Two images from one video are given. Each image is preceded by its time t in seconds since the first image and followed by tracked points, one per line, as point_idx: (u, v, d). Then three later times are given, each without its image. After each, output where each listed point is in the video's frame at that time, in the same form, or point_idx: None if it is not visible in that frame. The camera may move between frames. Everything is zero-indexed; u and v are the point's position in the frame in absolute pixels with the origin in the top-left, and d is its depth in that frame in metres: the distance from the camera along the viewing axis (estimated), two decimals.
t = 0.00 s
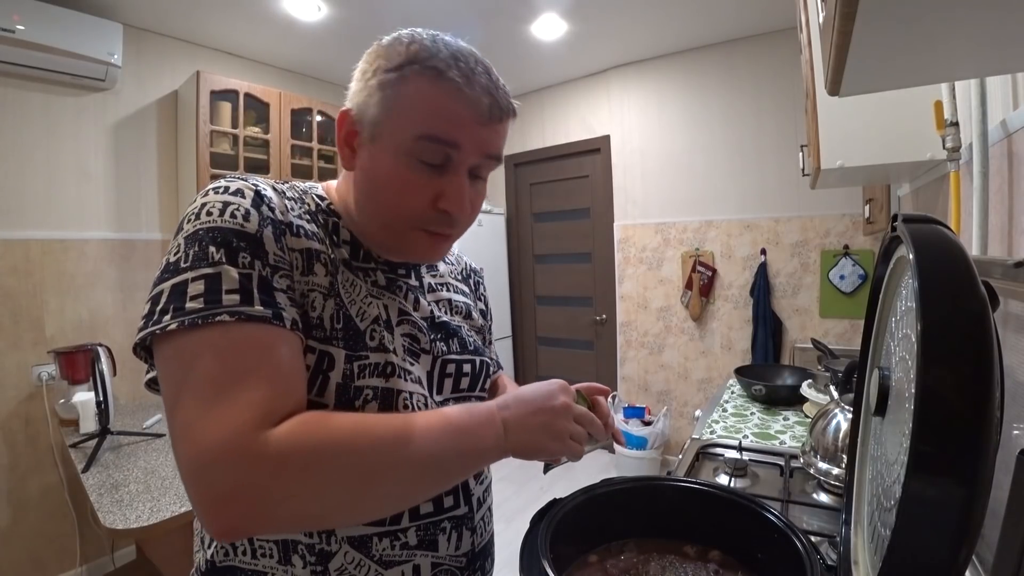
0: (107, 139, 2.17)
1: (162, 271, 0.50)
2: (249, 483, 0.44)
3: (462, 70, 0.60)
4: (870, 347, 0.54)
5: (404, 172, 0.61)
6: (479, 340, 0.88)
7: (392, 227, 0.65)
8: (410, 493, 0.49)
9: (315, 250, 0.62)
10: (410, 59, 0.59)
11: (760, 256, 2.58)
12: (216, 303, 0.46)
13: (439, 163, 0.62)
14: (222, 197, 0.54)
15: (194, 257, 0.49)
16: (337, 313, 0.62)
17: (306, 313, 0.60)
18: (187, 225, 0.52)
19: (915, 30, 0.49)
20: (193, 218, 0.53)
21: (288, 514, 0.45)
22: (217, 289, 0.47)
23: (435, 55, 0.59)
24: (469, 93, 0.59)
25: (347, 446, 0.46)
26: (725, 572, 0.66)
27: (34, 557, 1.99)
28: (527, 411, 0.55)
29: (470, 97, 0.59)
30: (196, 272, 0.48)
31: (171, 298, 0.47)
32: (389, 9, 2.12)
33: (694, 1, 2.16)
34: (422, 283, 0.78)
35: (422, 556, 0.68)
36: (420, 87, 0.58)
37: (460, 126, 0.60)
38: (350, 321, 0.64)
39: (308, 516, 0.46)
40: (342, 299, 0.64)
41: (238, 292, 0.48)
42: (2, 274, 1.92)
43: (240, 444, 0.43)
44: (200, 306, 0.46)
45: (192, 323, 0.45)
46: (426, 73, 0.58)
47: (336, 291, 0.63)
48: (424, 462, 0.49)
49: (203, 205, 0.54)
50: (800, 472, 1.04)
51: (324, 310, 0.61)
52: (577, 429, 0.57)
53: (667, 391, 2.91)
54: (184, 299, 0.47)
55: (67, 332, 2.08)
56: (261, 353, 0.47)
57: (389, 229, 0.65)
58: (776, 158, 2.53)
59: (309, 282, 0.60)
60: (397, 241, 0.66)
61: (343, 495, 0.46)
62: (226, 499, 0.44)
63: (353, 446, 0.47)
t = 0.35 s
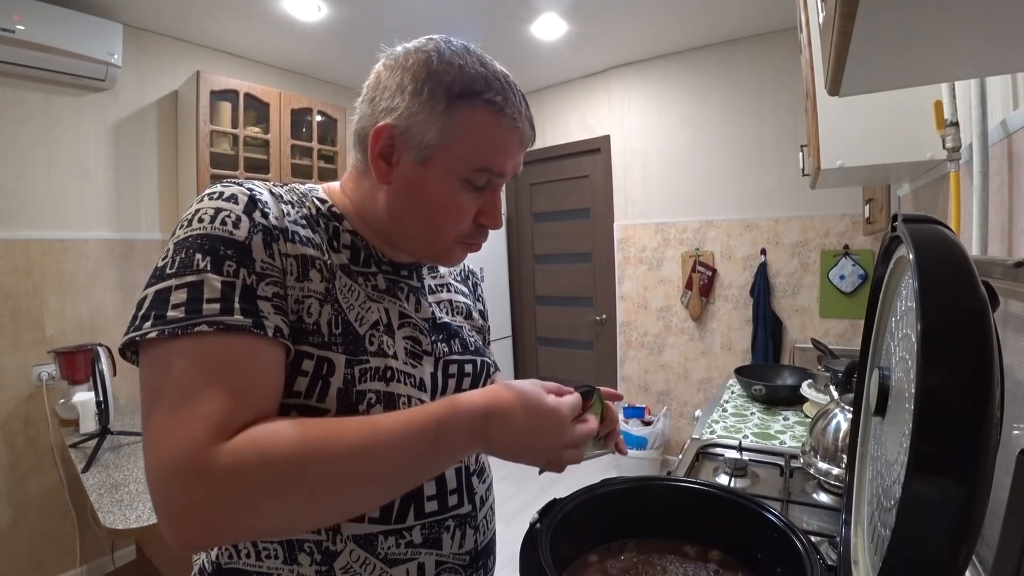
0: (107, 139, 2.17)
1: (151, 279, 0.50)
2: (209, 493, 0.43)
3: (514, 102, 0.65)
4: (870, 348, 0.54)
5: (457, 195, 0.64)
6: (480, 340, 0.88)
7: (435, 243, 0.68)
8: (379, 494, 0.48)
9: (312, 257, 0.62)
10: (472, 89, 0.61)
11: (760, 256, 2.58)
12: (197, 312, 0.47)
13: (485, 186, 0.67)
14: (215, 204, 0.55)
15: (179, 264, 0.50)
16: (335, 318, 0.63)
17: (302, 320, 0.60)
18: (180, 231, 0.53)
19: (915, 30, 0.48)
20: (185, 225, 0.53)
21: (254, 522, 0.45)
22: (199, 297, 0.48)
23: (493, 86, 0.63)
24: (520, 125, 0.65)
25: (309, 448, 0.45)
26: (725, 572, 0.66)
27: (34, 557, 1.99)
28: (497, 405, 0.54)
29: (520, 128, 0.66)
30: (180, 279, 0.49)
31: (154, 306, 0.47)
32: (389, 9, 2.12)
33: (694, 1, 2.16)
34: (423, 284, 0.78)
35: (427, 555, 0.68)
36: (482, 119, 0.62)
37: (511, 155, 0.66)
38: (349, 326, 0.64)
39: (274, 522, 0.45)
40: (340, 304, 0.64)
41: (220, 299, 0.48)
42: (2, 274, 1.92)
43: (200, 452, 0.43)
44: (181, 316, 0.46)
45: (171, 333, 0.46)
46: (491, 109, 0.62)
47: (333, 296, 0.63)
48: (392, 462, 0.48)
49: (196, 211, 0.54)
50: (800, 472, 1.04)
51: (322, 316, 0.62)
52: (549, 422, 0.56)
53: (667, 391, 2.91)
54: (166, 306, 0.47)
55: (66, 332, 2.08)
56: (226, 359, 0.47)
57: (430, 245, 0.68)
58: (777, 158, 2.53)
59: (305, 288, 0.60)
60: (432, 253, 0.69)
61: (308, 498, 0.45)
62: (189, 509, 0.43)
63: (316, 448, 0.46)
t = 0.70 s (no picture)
0: (107, 139, 2.17)
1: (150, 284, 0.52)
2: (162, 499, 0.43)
3: (527, 110, 0.67)
4: (870, 348, 0.54)
5: (464, 195, 0.66)
6: (484, 344, 0.88)
7: (440, 243, 0.69)
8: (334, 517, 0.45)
9: (312, 264, 0.63)
10: (487, 93, 0.64)
11: (760, 256, 2.58)
12: (184, 320, 0.48)
13: (494, 190, 0.68)
14: (215, 210, 0.56)
15: (174, 270, 0.51)
16: (338, 325, 0.63)
17: (303, 327, 0.61)
18: (180, 236, 0.54)
19: (916, 29, 0.48)
20: (185, 231, 0.55)
21: (206, 531, 0.44)
22: (187, 304, 0.48)
23: (507, 93, 0.65)
24: (531, 133, 0.67)
25: (252, 467, 0.43)
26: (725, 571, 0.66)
27: (35, 557, 1.99)
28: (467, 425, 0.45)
29: (531, 136, 0.67)
30: (173, 286, 0.50)
31: (148, 311, 0.48)
32: (389, 10, 2.12)
33: (694, 2, 2.16)
34: (430, 287, 0.78)
35: (429, 554, 0.68)
36: (494, 122, 0.64)
37: (520, 160, 0.68)
38: (353, 333, 0.64)
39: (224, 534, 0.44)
40: (343, 310, 0.64)
41: (206, 307, 0.49)
42: (2, 274, 1.93)
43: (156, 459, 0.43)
44: (170, 323, 0.47)
45: (158, 339, 0.47)
46: (503, 113, 0.64)
47: (336, 303, 0.64)
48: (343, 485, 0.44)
49: (196, 218, 0.56)
50: (801, 472, 1.04)
51: (324, 323, 0.62)
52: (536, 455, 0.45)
53: (667, 391, 2.91)
54: (157, 314, 0.48)
55: (66, 332, 2.08)
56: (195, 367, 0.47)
57: (435, 245, 0.69)
58: (777, 158, 2.53)
59: (306, 296, 0.61)
60: (437, 253, 0.70)
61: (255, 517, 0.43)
62: (147, 514, 0.44)
63: (259, 466, 0.43)
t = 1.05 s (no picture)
0: (107, 139, 2.17)
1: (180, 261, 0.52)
2: (113, 455, 0.38)
3: (572, 135, 0.69)
4: (870, 348, 0.54)
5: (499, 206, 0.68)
6: (500, 358, 0.88)
7: (469, 251, 0.71)
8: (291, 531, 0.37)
9: (345, 265, 0.64)
10: (536, 112, 0.66)
11: (760, 256, 2.58)
12: (202, 289, 0.46)
13: (530, 207, 0.70)
14: (257, 200, 0.57)
15: (204, 246, 0.51)
16: (365, 329, 0.65)
17: (331, 328, 0.62)
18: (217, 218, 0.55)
19: (915, 29, 0.48)
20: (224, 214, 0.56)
21: (147, 509, 0.38)
22: (208, 277, 0.47)
23: (555, 116, 0.67)
24: (573, 157, 0.69)
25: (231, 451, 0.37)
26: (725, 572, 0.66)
27: (34, 558, 1.99)
28: (478, 446, 0.39)
29: (572, 160, 0.69)
30: (201, 259, 0.49)
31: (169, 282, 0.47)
32: (389, 10, 2.12)
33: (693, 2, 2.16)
34: (455, 297, 0.79)
35: (427, 559, 0.68)
36: (539, 140, 0.66)
37: (560, 182, 0.69)
38: (379, 338, 0.66)
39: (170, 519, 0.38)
40: (370, 316, 0.66)
41: (226, 284, 0.47)
42: (2, 274, 1.93)
43: (121, 407, 0.39)
44: (188, 290, 0.46)
45: (172, 303, 0.45)
46: (549, 133, 0.66)
47: (363, 307, 0.65)
48: (313, 493, 0.37)
49: (238, 203, 0.57)
50: (801, 472, 1.04)
51: (350, 325, 0.64)
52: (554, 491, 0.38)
53: (667, 391, 2.90)
54: (174, 283, 0.46)
55: (66, 332, 2.08)
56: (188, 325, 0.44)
57: (464, 252, 0.71)
58: (777, 158, 2.53)
59: (337, 296, 0.63)
60: (466, 262, 0.72)
61: (205, 505, 0.37)
62: (101, 479, 0.38)
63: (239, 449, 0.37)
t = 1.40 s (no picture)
0: (107, 139, 2.17)
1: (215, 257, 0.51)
2: (167, 448, 0.38)
3: (604, 153, 0.68)
4: (870, 347, 0.54)
5: (526, 219, 0.67)
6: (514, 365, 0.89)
7: (492, 262, 0.70)
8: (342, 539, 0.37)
9: (374, 270, 0.64)
10: (569, 127, 0.65)
11: (760, 256, 2.58)
12: (242, 284, 0.46)
13: (556, 222, 0.69)
14: (293, 200, 0.57)
15: (241, 243, 0.50)
16: (388, 334, 0.66)
17: (356, 331, 0.63)
18: (253, 215, 0.55)
19: (914, 29, 0.48)
20: (260, 211, 0.56)
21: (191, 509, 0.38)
22: (248, 272, 0.47)
23: (587, 132, 0.66)
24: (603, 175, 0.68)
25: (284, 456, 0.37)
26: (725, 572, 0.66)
27: (34, 558, 1.99)
28: (542, 473, 0.39)
29: (602, 178, 0.68)
30: (239, 255, 0.49)
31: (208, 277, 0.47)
32: (390, 9, 2.12)
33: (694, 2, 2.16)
34: (475, 304, 0.80)
35: (431, 559, 0.69)
36: (570, 156, 0.65)
37: (587, 199, 0.68)
38: (400, 344, 0.67)
39: (220, 519, 0.38)
40: (394, 321, 0.67)
41: (267, 280, 0.48)
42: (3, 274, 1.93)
43: (175, 401, 0.39)
44: (228, 284, 0.45)
45: (213, 298, 0.44)
46: (580, 150, 0.65)
47: (388, 312, 0.66)
48: (368, 499, 0.37)
49: (273, 201, 0.57)
50: (801, 472, 1.03)
51: (374, 330, 0.65)
52: (617, 511, 0.38)
53: (667, 391, 2.90)
54: (214, 278, 0.46)
55: (67, 332, 2.08)
56: (243, 324, 0.44)
57: (488, 263, 0.71)
58: (777, 158, 2.53)
59: (364, 300, 0.63)
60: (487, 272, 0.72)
61: (257, 508, 0.37)
62: (147, 476, 0.38)
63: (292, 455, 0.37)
